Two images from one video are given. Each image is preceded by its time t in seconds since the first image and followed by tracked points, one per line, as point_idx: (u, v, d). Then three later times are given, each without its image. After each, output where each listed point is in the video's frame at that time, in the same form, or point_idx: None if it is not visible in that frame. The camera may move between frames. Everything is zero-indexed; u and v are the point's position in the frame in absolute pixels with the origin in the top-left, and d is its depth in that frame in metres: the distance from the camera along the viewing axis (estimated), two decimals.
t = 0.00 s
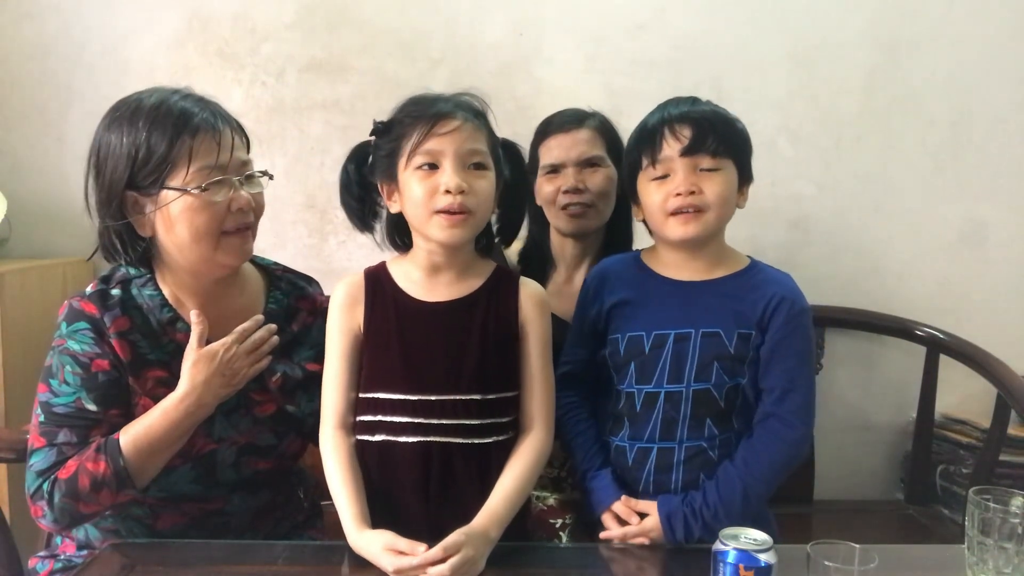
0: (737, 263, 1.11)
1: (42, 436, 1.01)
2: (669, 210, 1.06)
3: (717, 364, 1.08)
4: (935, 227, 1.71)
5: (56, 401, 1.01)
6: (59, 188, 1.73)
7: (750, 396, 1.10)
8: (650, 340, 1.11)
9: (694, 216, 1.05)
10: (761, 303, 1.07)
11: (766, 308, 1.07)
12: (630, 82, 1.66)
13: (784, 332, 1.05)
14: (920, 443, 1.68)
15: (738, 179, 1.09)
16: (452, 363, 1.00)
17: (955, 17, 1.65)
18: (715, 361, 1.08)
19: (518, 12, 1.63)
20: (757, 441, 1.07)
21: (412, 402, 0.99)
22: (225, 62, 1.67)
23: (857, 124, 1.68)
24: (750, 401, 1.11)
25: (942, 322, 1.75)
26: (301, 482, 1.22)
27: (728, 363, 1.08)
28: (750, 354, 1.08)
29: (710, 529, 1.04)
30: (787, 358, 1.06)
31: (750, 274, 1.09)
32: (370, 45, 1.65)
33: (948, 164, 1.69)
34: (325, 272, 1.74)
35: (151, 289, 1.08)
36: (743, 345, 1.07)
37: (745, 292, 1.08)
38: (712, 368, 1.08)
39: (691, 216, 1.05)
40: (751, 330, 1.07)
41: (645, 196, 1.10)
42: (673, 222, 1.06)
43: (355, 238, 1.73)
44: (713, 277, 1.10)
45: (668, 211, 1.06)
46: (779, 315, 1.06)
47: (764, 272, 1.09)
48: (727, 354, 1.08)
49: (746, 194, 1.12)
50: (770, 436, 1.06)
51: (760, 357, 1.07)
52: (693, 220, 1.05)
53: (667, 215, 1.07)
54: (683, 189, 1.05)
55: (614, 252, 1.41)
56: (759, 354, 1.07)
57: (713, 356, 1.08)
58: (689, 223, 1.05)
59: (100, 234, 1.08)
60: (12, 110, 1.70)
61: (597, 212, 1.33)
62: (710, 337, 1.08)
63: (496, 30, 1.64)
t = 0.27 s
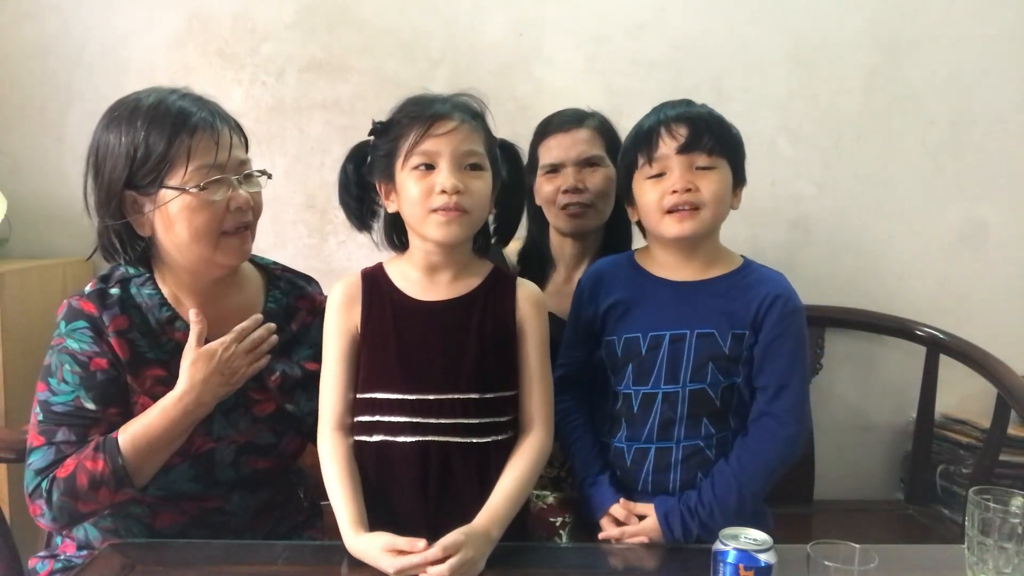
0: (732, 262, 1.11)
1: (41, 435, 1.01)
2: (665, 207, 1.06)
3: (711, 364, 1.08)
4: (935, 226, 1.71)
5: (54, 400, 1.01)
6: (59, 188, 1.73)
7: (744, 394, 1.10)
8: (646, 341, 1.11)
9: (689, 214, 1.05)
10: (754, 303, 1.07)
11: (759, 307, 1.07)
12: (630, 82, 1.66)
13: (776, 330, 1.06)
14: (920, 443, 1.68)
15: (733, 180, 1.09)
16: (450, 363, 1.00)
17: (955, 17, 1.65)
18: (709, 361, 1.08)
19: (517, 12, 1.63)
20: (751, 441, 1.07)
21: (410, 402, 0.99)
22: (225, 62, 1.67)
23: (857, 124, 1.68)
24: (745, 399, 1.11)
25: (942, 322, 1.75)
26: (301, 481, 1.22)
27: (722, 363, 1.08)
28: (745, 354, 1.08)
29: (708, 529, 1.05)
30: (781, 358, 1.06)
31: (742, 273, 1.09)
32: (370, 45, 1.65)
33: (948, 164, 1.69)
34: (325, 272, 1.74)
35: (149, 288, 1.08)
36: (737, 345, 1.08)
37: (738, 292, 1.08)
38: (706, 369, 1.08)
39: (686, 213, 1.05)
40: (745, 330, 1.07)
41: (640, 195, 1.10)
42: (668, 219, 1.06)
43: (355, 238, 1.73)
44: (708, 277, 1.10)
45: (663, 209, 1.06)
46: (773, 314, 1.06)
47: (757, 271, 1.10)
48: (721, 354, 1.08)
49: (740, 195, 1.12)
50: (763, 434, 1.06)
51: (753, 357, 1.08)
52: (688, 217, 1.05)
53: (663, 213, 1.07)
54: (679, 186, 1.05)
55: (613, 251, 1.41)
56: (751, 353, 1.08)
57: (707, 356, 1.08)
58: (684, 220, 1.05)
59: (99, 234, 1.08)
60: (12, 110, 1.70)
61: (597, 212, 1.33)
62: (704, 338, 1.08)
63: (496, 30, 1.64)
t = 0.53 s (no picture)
0: (726, 265, 1.11)
1: (40, 433, 1.01)
2: (658, 207, 1.06)
3: (700, 369, 1.08)
4: (936, 226, 1.71)
5: (53, 398, 1.01)
6: (59, 188, 1.73)
7: (733, 398, 1.11)
8: (638, 345, 1.11)
9: (682, 214, 1.05)
10: (745, 308, 1.07)
11: (748, 314, 1.07)
12: (630, 81, 1.66)
13: (766, 336, 1.06)
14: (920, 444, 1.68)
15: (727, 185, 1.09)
16: (449, 363, 1.00)
17: (955, 17, 1.65)
18: (698, 367, 1.08)
19: (518, 12, 1.63)
20: (740, 447, 1.07)
21: (408, 402, 0.99)
22: (225, 61, 1.67)
23: (857, 124, 1.68)
24: (734, 403, 1.12)
25: (942, 322, 1.75)
26: (301, 481, 1.22)
27: (711, 368, 1.08)
28: (734, 360, 1.08)
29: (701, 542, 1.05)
30: (770, 364, 1.06)
31: (735, 277, 1.09)
32: (370, 45, 1.65)
33: (948, 164, 1.69)
34: (325, 272, 1.74)
35: (148, 287, 1.08)
36: (726, 351, 1.08)
37: (730, 296, 1.08)
38: (695, 374, 1.09)
39: (678, 213, 1.05)
40: (734, 337, 1.07)
41: (634, 195, 1.11)
42: (661, 219, 1.06)
43: (355, 238, 1.73)
44: (702, 279, 1.10)
45: (657, 208, 1.06)
46: (764, 318, 1.06)
47: (751, 275, 1.09)
48: (711, 360, 1.08)
49: (734, 201, 1.13)
50: (750, 440, 1.07)
51: (742, 362, 1.08)
52: (681, 217, 1.05)
53: (656, 213, 1.07)
54: (672, 186, 1.05)
55: (612, 251, 1.41)
56: (740, 359, 1.08)
57: (697, 362, 1.08)
58: (677, 220, 1.05)
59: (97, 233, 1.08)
60: (11, 110, 1.70)
61: (597, 211, 1.33)
62: (694, 344, 1.08)
63: (496, 30, 1.64)
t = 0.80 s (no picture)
0: (725, 266, 1.11)
1: (41, 433, 1.01)
2: (656, 206, 1.06)
3: (700, 371, 1.08)
4: (936, 226, 1.71)
5: (53, 398, 1.01)
6: (59, 188, 1.73)
7: (732, 399, 1.11)
8: (637, 347, 1.11)
9: (680, 213, 1.05)
10: (743, 309, 1.07)
11: (748, 315, 1.07)
12: (630, 82, 1.66)
13: (765, 338, 1.06)
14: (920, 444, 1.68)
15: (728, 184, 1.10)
16: (448, 363, 1.00)
17: (955, 17, 1.65)
18: (698, 368, 1.08)
19: (517, 12, 1.63)
20: (737, 448, 1.07)
21: (408, 402, 1.00)
22: (225, 61, 1.67)
23: (857, 124, 1.68)
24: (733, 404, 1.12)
25: (942, 322, 1.75)
26: (301, 481, 1.22)
27: (710, 369, 1.08)
28: (733, 361, 1.08)
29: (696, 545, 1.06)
30: (770, 364, 1.06)
31: (735, 277, 1.09)
32: (371, 45, 1.65)
33: (948, 164, 1.69)
34: (325, 272, 1.74)
35: (148, 287, 1.08)
36: (726, 353, 1.08)
37: (731, 296, 1.08)
38: (695, 376, 1.08)
39: (677, 212, 1.05)
40: (733, 338, 1.07)
41: (633, 193, 1.11)
42: (659, 218, 1.06)
43: (355, 238, 1.73)
44: (699, 280, 1.10)
45: (655, 207, 1.07)
46: (763, 319, 1.06)
47: (750, 276, 1.10)
48: (710, 361, 1.08)
49: (734, 201, 1.13)
50: (749, 441, 1.07)
51: (741, 364, 1.08)
52: (679, 216, 1.05)
53: (654, 212, 1.07)
54: (671, 185, 1.05)
55: (612, 250, 1.41)
56: (740, 361, 1.08)
57: (696, 364, 1.08)
58: (675, 219, 1.05)
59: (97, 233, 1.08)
60: (11, 110, 1.70)
61: (598, 207, 1.33)
62: (693, 345, 1.08)
63: (496, 30, 1.64)
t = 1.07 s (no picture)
0: (726, 266, 1.11)
1: (40, 433, 1.01)
2: (658, 205, 1.06)
3: (701, 372, 1.08)
4: (935, 226, 1.71)
5: (53, 398, 1.01)
6: (58, 188, 1.73)
7: (734, 400, 1.11)
8: (638, 347, 1.11)
9: (682, 211, 1.05)
10: (744, 310, 1.07)
11: (749, 316, 1.07)
12: (630, 82, 1.66)
13: (766, 339, 1.06)
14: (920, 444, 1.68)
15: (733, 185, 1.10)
16: (446, 362, 1.01)
17: (955, 17, 1.65)
18: (700, 370, 1.08)
19: (517, 12, 1.63)
20: (738, 450, 1.07)
21: (405, 402, 1.00)
22: (225, 61, 1.67)
23: (857, 124, 1.68)
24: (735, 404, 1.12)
25: (942, 322, 1.75)
26: (301, 481, 1.22)
27: (712, 371, 1.08)
28: (735, 362, 1.08)
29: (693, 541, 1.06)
30: (772, 365, 1.06)
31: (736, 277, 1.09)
32: (371, 45, 1.65)
33: (948, 164, 1.69)
34: (325, 272, 1.74)
35: (147, 287, 1.08)
36: (727, 354, 1.08)
37: (733, 296, 1.08)
38: (696, 377, 1.08)
39: (679, 210, 1.05)
40: (735, 339, 1.07)
41: (635, 193, 1.11)
42: (661, 216, 1.06)
43: (355, 238, 1.73)
44: (701, 280, 1.10)
45: (657, 206, 1.07)
46: (765, 319, 1.06)
47: (752, 276, 1.10)
48: (712, 362, 1.08)
49: (737, 200, 1.13)
50: (751, 442, 1.07)
51: (743, 365, 1.08)
52: (682, 215, 1.05)
53: (656, 210, 1.07)
54: (674, 184, 1.05)
55: (612, 250, 1.41)
56: (741, 362, 1.08)
57: (698, 365, 1.08)
58: (677, 217, 1.05)
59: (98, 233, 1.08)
60: (11, 110, 1.70)
61: (597, 207, 1.32)
62: (695, 346, 1.08)
63: (496, 30, 1.64)
